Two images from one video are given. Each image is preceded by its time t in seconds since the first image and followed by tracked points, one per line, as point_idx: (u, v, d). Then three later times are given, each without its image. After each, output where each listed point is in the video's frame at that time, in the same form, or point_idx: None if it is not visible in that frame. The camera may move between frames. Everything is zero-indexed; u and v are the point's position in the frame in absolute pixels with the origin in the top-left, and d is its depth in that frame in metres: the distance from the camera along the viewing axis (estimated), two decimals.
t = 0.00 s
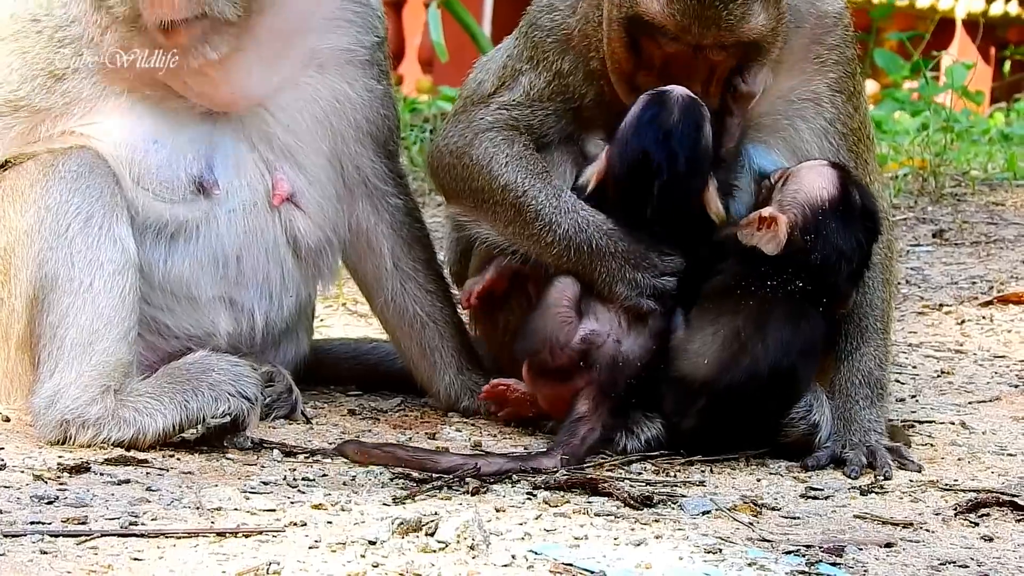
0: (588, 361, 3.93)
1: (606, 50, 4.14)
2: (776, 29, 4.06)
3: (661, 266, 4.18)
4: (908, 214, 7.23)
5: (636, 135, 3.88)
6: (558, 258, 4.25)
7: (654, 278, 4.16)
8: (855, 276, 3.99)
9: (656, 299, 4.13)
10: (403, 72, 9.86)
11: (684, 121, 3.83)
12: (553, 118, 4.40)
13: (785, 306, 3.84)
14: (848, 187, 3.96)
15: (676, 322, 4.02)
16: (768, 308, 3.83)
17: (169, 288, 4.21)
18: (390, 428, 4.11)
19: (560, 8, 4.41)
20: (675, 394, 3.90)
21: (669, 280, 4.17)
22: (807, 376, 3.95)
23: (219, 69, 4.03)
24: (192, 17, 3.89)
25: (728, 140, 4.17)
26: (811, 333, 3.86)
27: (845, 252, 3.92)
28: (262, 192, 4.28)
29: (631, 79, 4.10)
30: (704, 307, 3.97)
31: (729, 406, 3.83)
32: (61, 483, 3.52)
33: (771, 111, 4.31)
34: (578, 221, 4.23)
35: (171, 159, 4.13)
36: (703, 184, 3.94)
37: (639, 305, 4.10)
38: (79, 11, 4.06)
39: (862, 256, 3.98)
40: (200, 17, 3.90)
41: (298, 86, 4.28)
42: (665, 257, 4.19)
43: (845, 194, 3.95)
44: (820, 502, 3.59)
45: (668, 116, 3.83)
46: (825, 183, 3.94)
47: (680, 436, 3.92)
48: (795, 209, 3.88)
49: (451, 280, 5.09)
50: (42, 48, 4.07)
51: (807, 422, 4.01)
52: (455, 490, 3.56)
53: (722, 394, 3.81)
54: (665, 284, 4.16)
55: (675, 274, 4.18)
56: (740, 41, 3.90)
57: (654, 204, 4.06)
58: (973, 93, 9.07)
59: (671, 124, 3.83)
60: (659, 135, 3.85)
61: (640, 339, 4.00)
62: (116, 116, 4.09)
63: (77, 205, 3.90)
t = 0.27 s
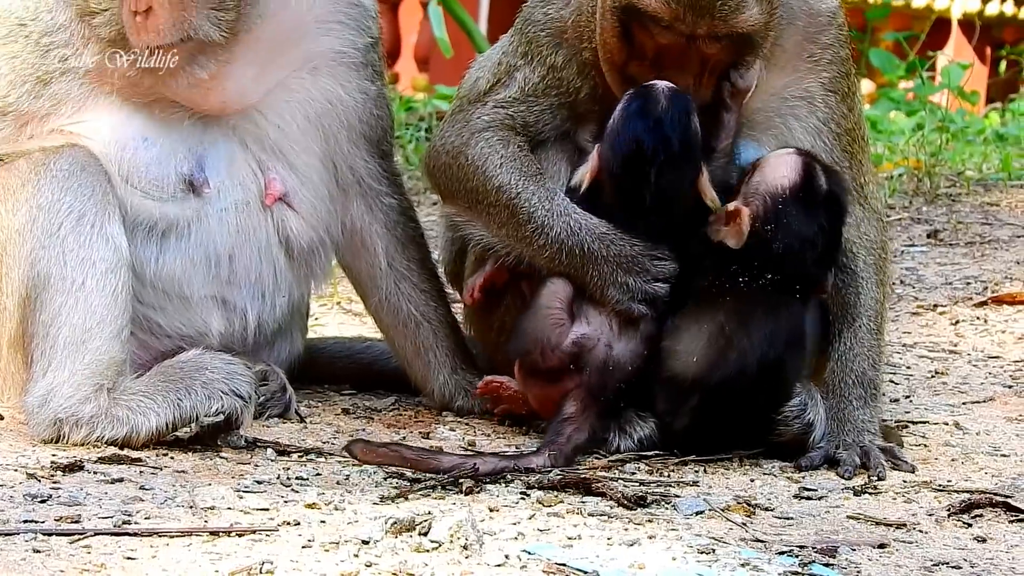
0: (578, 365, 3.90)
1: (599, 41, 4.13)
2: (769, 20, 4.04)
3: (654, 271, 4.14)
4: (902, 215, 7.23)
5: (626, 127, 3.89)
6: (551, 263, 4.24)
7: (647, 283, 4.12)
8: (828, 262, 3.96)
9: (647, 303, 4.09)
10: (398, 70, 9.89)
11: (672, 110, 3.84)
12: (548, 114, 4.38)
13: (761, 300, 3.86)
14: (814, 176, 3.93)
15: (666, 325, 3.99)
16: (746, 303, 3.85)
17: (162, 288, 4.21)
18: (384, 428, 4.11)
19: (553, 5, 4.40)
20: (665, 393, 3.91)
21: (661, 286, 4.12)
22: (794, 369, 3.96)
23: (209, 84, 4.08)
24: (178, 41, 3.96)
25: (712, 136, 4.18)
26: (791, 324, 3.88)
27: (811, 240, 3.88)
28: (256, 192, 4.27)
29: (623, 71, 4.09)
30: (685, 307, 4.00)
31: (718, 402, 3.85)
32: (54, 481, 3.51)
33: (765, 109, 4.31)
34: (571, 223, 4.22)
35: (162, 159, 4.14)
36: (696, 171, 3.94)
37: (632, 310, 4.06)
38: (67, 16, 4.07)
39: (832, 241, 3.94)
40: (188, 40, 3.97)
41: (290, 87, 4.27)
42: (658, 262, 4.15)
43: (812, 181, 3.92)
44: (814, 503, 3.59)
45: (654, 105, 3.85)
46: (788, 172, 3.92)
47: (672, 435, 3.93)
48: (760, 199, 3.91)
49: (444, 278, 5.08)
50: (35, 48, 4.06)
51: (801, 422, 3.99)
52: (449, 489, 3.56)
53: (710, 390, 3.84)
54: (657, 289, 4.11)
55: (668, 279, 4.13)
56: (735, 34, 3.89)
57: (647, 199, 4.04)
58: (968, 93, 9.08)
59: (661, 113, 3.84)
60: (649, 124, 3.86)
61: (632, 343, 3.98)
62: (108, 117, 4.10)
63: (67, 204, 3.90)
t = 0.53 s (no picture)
0: (560, 369, 3.89)
1: (587, 35, 4.13)
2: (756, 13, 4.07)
3: (635, 274, 4.11)
4: (894, 213, 7.22)
5: (608, 135, 3.82)
6: (534, 265, 4.23)
7: (628, 286, 4.10)
8: (778, 247, 4.00)
9: (628, 306, 4.08)
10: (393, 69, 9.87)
11: (654, 117, 3.78)
12: (537, 111, 4.39)
13: (720, 297, 3.87)
14: (758, 160, 4.00)
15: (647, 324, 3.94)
16: (714, 302, 3.86)
17: (153, 289, 4.20)
18: (375, 428, 4.11)
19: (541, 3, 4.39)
20: (657, 394, 3.88)
21: (641, 290, 4.09)
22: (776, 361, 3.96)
23: (197, 89, 4.08)
24: (164, 48, 3.97)
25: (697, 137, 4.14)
26: (762, 315, 3.89)
27: (742, 224, 3.94)
28: (247, 193, 4.27)
29: (612, 64, 4.09)
30: (662, 306, 3.99)
31: (706, 398, 3.84)
32: (43, 482, 3.51)
33: (755, 106, 4.31)
34: (552, 225, 4.21)
35: (153, 161, 4.13)
36: (679, 181, 3.84)
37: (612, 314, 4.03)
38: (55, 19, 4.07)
39: (774, 224, 3.99)
40: (174, 48, 3.99)
41: (281, 91, 4.26)
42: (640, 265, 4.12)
43: (755, 167, 3.99)
44: (804, 501, 3.58)
45: (635, 113, 3.79)
46: (729, 158, 4.01)
47: (662, 433, 3.93)
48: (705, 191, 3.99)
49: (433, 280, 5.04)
50: (26, 48, 4.07)
51: (795, 422, 4.03)
52: (439, 488, 3.56)
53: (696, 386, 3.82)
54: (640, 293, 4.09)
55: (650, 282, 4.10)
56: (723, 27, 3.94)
57: (632, 207, 3.96)
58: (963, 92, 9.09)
59: (643, 119, 3.78)
60: (631, 132, 3.78)
61: (614, 345, 3.93)
62: (99, 118, 4.09)
63: (58, 204, 3.89)
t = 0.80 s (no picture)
0: (492, 377, 3.89)
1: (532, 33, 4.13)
2: (699, 10, 4.08)
3: (564, 282, 4.11)
4: (852, 217, 7.25)
5: (535, 138, 3.91)
6: (462, 267, 4.23)
7: (553, 293, 4.09)
8: (700, 240, 4.07)
9: (555, 315, 4.04)
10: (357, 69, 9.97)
11: (582, 123, 3.86)
12: (482, 112, 4.37)
13: (648, 289, 3.91)
14: (690, 153, 4.03)
15: (577, 331, 3.93)
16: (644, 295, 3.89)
17: (102, 289, 4.17)
18: (328, 428, 4.11)
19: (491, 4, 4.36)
20: (606, 400, 3.89)
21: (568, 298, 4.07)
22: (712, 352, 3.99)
23: (146, 92, 4.04)
24: (112, 52, 3.94)
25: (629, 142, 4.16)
26: (692, 303, 3.93)
27: (662, 214, 4.00)
28: (199, 194, 4.25)
29: (557, 61, 4.09)
30: (592, 314, 3.97)
31: (652, 395, 3.86)
32: None
33: (707, 108, 4.31)
34: (482, 228, 4.22)
35: (104, 159, 4.10)
36: (603, 186, 3.94)
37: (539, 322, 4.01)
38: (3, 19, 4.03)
39: (698, 218, 4.04)
40: (122, 53, 3.95)
41: (234, 94, 4.23)
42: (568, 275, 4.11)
43: (686, 160, 4.02)
44: (754, 504, 3.58)
45: (564, 118, 3.87)
46: (660, 148, 4.03)
47: (613, 435, 3.94)
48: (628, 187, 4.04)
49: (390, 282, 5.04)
50: None
51: (742, 423, 4.02)
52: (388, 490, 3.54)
53: (639, 382, 3.84)
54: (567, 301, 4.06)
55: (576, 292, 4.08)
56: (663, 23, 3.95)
57: (557, 210, 4.04)
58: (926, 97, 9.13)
59: (569, 125, 3.87)
60: (558, 136, 3.87)
61: (544, 352, 3.92)
62: (49, 117, 4.04)
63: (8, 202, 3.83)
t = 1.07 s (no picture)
0: (429, 393, 3.83)
1: (479, 32, 4.13)
2: (646, 11, 4.07)
3: (499, 300, 4.10)
4: (808, 220, 7.28)
5: (461, 157, 3.95)
6: (401, 282, 4.21)
7: (490, 310, 4.08)
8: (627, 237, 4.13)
9: (490, 332, 4.04)
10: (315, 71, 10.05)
11: (507, 140, 3.90)
12: (432, 116, 4.35)
13: (580, 287, 3.99)
14: (625, 152, 4.13)
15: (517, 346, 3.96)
16: (580, 296, 3.96)
17: (53, 290, 4.21)
18: (281, 432, 4.09)
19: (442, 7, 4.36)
20: (555, 408, 3.88)
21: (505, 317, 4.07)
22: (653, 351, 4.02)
23: (84, 86, 4.02)
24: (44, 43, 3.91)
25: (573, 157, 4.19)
26: (624, 299, 4.01)
27: (584, 205, 4.10)
28: (152, 195, 4.24)
29: (501, 59, 4.09)
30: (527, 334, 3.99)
31: (596, 395, 3.87)
32: None
33: (658, 110, 4.31)
34: (420, 242, 4.21)
35: (53, 162, 4.10)
36: (530, 203, 3.94)
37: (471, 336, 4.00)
38: None
39: (627, 213, 4.12)
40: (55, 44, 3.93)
41: (186, 92, 4.20)
42: (505, 292, 4.11)
43: (619, 159, 4.12)
44: (707, 507, 3.59)
45: (490, 135, 3.91)
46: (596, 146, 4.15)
47: (564, 437, 3.91)
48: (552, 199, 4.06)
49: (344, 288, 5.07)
50: None
51: (690, 426, 4.02)
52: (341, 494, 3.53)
53: (583, 382, 3.84)
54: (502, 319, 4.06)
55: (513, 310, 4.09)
56: (604, 23, 3.93)
57: (484, 230, 4.05)
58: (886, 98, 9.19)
59: (495, 141, 3.90)
60: (483, 153, 3.91)
61: (482, 369, 3.89)
62: None
63: None
